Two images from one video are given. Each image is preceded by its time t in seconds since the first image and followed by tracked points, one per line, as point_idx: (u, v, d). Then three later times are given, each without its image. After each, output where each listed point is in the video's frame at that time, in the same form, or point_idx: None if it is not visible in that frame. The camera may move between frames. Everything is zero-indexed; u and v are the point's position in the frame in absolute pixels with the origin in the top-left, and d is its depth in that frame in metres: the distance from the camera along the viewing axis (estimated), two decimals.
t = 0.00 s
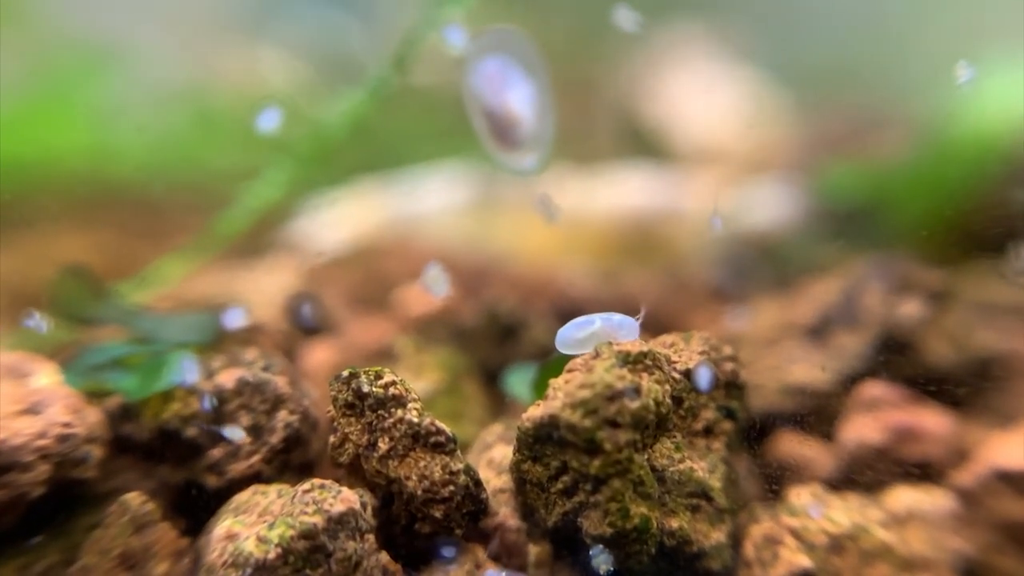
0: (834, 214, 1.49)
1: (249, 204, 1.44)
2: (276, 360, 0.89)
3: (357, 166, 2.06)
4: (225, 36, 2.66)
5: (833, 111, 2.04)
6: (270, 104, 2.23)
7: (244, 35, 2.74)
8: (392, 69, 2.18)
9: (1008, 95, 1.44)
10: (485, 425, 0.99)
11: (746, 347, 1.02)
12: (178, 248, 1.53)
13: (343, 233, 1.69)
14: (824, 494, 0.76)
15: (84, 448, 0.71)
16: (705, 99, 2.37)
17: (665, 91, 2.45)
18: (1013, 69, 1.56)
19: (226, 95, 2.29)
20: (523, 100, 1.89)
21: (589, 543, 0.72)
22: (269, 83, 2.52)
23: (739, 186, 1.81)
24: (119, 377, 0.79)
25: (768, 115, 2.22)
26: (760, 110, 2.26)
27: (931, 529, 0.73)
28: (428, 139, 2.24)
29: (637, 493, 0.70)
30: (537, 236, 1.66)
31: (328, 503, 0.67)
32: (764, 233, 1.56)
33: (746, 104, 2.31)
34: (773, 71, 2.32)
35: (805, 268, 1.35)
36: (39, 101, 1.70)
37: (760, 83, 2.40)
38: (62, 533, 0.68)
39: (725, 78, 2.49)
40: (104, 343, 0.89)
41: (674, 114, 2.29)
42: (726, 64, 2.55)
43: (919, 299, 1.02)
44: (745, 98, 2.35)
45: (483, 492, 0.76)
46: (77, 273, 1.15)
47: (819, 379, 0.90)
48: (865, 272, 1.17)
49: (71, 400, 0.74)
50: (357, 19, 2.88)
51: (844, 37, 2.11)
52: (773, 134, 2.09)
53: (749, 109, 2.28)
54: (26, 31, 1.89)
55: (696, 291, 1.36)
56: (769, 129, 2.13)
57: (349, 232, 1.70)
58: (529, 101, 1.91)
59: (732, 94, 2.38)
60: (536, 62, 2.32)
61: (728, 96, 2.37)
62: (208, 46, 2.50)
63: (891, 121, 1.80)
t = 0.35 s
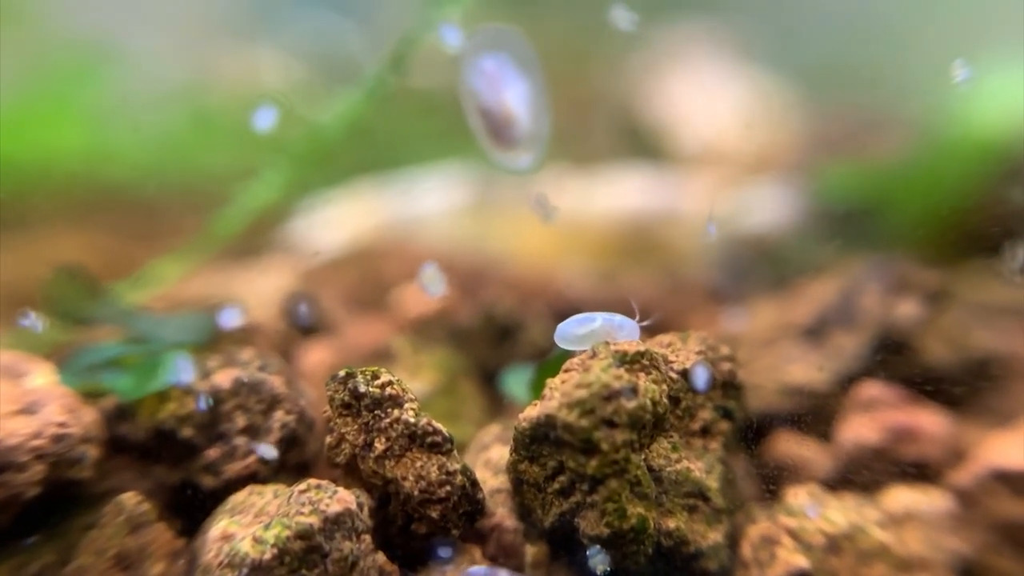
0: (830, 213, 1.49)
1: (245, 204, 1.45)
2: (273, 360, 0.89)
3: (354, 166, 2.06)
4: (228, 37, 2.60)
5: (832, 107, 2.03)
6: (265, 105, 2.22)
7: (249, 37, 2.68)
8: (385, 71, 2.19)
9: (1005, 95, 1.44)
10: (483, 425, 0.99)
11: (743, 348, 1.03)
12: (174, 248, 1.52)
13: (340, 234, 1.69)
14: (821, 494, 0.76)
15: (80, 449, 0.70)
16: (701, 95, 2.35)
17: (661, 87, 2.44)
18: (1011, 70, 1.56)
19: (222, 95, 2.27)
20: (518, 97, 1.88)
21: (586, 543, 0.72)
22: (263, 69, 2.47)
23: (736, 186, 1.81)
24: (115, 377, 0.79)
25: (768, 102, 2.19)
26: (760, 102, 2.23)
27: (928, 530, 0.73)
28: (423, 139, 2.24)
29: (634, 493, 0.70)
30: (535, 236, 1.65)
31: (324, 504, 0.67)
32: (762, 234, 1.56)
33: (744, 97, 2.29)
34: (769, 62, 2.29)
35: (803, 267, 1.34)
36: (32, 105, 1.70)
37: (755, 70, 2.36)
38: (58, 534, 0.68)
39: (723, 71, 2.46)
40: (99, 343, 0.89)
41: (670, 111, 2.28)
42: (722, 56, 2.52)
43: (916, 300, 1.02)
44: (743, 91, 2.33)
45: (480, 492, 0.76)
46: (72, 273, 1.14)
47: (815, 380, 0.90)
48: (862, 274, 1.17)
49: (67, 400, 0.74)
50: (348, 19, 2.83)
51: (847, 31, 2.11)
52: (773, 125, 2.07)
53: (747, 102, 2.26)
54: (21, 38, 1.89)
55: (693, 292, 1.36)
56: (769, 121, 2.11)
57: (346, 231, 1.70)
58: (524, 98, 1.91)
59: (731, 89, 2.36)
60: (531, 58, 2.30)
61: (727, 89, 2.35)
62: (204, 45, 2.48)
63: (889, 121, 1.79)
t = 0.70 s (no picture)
0: (823, 217, 1.49)
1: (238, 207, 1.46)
2: (263, 365, 0.88)
3: (348, 169, 2.05)
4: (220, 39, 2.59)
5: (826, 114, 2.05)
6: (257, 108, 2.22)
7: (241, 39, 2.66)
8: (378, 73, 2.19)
9: (996, 99, 1.45)
10: (475, 429, 0.99)
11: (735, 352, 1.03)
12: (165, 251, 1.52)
13: (334, 238, 1.69)
14: (813, 498, 0.76)
15: (67, 454, 0.70)
16: (694, 97, 2.34)
17: (655, 89, 2.43)
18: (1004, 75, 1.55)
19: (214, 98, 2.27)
20: (510, 102, 1.94)
21: (577, 548, 0.72)
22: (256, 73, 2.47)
23: (730, 189, 1.81)
24: (103, 382, 0.78)
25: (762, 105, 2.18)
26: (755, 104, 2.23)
27: (919, 534, 0.73)
28: (417, 143, 2.24)
29: (626, 498, 0.70)
30: (529, 241, 1.65)
31: (314, 509, 0.66)
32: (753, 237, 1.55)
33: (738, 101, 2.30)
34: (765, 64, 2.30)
35: (796, 270, 1.33)
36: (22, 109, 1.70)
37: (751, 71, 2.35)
38: (46, 540, 0.68)
39: (717, 74, 2.46)
40: (88, 347, 0.88)
41: (664, 113, 2.27)
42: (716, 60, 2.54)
43: (907, 303, 1.02)
44: (738, 93, 2.32)
45: (472, 497, 0.76)
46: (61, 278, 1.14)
47: (807, 385, 0.90)
48: (854, 277, 1.17)
49: (55, 405, 0.73)
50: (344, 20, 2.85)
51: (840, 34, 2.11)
52: (769, 128, 2.06)
53: (741, 104, 2.26)
54: (10, 44, 1.89)
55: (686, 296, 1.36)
56: (763, 123, 2.10)
57: (338, 237, 1.69)
58: (517, 102, 1.96)
59: (725, 92, 2.37)
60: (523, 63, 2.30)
61: (721, 92, 2.34)
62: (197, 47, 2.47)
63: (882, 124, 1.80)
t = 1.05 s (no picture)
0: (820, 217, 1.49)
1: (236, 209, 1.46)
2: (263, 364, 0.88)
3: (349, 168, 2.05)
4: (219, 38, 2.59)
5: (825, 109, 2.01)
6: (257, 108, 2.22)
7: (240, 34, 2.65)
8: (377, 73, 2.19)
9: (994, 101, 1.45)
10: (474, 429, 0.99)
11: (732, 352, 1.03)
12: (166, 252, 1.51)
13: (332, 237, 1.69)
14: (810, 497, 0.77)
15: (67, 453, 0.70)
16: (693, 95, 2.33)
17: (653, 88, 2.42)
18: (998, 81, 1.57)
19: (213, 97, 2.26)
20: (508, 104, 2.04)
21: (575, 547, 0.72)
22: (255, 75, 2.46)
23: (727, 189, 1.81)
24: (103, 381, 0.78)
25: (762, 98, 2.15)
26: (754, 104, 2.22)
27: (915, 533, 0.74)
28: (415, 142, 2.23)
29: (624, 497, 0.70)
30: (528, 243, 1.65)
31: (313, 508, 0.66)
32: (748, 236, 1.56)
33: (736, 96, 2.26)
34: (760, 60, 2.25)
35: (794, 271, 1.33)
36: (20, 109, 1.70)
37: (749, 65, 2.30)
38: (46, 538, 0.68)
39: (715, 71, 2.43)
40: (88, 346, 0.88)
41: (662, 113, 2.26)
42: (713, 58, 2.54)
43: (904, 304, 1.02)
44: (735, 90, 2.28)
45: (471, 497, 0.76)
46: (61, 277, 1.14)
47: (804, 385, 0.90)
48: (851, 277, 1.17)
49: (55, 404, 0.74)
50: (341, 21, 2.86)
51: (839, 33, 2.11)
52: (770, 125, 2.04)
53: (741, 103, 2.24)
54: (9, 44, 1.89)
55: (683, 295, 1.36)
56: (762, 121, 2.09)
57: (337, 237, 1.69)
58: (516, 105, 2.07)
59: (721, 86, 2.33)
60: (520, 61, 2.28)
61: (720, 88, 2.32)
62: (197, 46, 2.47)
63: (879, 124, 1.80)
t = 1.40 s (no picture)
0: (830, 227, 1.49)
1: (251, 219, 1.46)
2: (279, 374, 0.89)
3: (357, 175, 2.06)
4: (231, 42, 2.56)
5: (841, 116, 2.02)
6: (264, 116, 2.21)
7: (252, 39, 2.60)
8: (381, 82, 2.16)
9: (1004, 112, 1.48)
10: (489, 439, 0.99)
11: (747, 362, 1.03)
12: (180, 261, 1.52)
13: (343, 244, 1.71)
14: (829, 511, 0.77)
15: (88, 464, 0.70)
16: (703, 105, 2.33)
17: (661, 96, 2.42)
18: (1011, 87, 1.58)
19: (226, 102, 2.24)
20: (529, 114, 1.92)
21: (592, 560, 0.72)
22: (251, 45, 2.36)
23: (737, 199, 1.82)
24: (123, 392, 0.78)
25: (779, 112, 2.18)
26: (767, 112, 2.22)
27: (934, 547, 0.74)
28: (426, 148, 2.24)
29: (642, 510, 0.70)
30: (540, 251, 1.65)
31: (331, 519, 0.66)
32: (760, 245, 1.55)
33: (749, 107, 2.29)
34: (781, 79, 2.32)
35: (806, 281, 1.33)
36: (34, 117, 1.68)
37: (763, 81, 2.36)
38: (67, 548, 0.68)
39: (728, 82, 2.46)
40: (109, 355, 0.89)
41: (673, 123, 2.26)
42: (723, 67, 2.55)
43: (917, 315, 1.02)
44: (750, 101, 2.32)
45: (487, 508, 0.76)
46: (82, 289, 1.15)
47: (820, 395, 0.90)
48: (864, 287, 1.17)
49: (76, 414, 0.74)
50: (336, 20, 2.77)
51: (849, 39, 2.11)
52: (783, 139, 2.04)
53: (753, 114, 2.25)
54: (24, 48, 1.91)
55: (695, 304, 1.36)
56: (777, 130, 2.09)
57: (346, 245, 1.70)
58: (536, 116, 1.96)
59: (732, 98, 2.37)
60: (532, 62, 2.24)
61: (732, 99, 2.36)
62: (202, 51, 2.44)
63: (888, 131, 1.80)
